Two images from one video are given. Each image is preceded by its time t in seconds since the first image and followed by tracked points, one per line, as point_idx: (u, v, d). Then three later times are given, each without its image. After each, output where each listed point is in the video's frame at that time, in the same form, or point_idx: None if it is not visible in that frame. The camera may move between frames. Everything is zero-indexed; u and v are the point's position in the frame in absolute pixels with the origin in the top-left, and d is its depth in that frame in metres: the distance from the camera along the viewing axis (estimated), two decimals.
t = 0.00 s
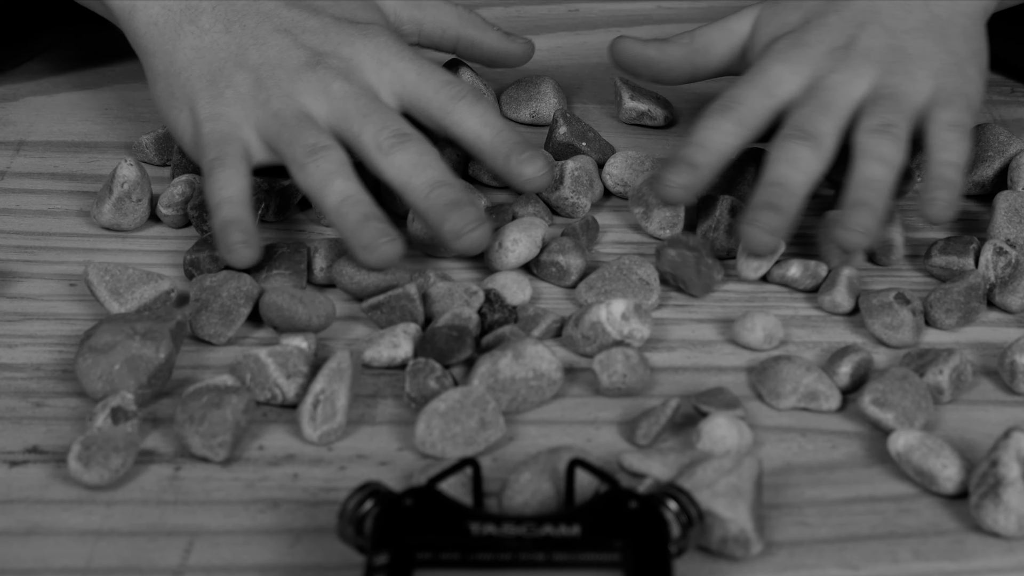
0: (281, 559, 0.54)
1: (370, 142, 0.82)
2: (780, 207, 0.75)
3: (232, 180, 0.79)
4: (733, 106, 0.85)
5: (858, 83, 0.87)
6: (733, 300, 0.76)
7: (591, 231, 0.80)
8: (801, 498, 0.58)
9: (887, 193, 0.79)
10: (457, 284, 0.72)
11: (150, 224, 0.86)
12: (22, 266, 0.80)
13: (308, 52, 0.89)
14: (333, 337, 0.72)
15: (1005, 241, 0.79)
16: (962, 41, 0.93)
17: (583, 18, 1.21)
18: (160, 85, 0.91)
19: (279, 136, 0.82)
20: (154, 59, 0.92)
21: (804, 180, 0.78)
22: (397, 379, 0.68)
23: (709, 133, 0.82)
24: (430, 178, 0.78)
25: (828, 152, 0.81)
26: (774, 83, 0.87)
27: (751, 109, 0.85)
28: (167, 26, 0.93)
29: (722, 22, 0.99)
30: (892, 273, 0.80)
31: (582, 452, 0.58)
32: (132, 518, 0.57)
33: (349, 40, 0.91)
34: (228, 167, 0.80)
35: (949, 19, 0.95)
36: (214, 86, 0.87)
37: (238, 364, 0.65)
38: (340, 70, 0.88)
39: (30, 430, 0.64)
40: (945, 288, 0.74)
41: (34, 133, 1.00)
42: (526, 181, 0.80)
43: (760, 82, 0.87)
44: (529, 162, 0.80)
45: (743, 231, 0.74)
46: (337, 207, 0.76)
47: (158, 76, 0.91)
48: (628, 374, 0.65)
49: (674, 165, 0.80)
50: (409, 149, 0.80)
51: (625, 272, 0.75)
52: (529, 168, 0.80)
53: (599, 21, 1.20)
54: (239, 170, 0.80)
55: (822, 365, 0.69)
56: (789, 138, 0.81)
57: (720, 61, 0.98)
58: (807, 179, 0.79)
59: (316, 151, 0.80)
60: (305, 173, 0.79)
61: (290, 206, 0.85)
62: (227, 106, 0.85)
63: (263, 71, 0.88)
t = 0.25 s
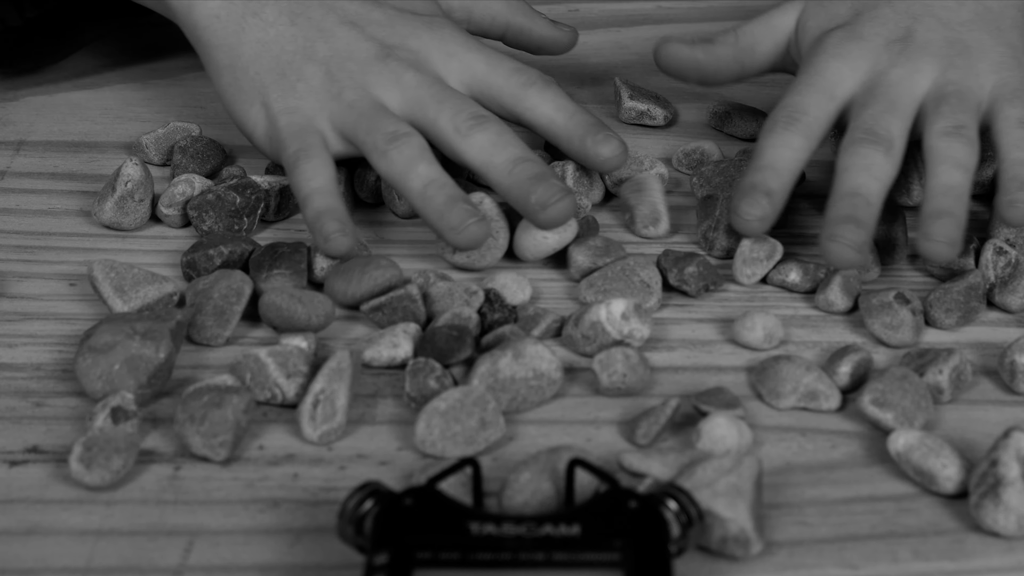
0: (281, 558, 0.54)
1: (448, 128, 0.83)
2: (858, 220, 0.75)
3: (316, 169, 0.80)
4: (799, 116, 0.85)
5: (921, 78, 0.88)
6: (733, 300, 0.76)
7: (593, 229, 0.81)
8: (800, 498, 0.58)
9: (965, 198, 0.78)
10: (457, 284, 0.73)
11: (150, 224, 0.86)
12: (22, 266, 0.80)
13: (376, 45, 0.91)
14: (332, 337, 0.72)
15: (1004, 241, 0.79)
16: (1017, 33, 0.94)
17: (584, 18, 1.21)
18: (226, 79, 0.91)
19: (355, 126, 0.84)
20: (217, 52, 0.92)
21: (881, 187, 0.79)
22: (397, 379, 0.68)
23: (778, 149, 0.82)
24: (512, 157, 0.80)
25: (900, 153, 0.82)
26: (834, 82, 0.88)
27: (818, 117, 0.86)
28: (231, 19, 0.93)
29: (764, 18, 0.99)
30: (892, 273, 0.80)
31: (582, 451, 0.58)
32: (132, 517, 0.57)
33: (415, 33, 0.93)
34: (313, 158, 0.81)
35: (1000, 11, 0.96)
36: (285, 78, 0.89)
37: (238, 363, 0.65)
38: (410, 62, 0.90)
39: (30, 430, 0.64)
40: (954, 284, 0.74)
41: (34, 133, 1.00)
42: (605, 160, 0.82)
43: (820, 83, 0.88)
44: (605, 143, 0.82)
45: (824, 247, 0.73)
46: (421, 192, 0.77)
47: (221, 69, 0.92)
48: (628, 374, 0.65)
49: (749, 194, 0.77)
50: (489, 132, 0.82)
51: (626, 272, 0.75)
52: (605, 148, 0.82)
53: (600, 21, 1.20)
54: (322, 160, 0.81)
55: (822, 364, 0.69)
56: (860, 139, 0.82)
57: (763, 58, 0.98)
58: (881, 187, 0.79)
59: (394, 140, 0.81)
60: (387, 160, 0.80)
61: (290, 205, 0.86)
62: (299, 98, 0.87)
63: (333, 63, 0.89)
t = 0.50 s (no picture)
0: (281, 558, 0.54)
1: (484, 134, 0.82)
2: (962, 252, 0.69)
3: (347, 169, 0.80)
4: (873, 150, 0.78)
5: (991, 102, 0.81)
6: (733, 300, 0.76)
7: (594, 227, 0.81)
8: (800, 498, 0.58)
9: None
10: (457, 284, 0.73)
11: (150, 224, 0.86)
12: (22, 266, 0.80)
13: (411, 52, 0.90)
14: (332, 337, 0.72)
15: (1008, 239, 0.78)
16: None
17: (583, 18, 1.21)
18: (256, 78, 0.91)
19: (390, 128, 0.83)
20: (249, 53, 0.92)
21: (973, 217, 0.73)
22: (397, 379, 0.68)
23: (858, 184, 0.76)
24: (547, 160, 0.79)
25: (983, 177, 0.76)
26: (902, 113, 0.81)
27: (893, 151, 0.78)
28: (264, 19, 0.93)
29: (810, 65, 0.90)
30: (892, 274, 0.80)
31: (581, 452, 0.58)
32: (132, 517, 0.57)
33: (449, 42, 0.91)
34: (341, 158, 0.81)
35: None
36: (318, 80, 0.88)
37: (238, 363, 0.65)
38: (444, 69, 0.89)
39: (30, 430, 0.64)
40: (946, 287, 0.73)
41: (34, 133, 1.00)
42: (638, 171, 0.80)
43: (886, 114, 0.81)
44: (638, 155, 0.81)
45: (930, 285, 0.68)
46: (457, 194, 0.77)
47: (253, 69, 0.91)
48: (628, 373, 0.65)
49: (839, 234, 0.71)
50: (523, 138, 0.81)
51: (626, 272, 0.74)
52: (639, 160, 0.81)
53: (599, 21, 1.20)
54: (352, 161, 0.81)
55: (822, 364, 0.69)
56: (943, 169, 0.76)
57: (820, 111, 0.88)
58: (973, 215, 0.73)
59: (429, 143, 0.80)
60: (422, 160, 0.80)
61: (291, 205, 0.86)
62: (332, 100, 0.86)
63: (368, 66, 0.88)
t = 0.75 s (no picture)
0: (281, 558, 0.54)
1: (539, 142, 0.79)
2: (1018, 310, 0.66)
3: (398, 165, 0.76)
4: (920, 204, 0.73)
5: None
6: (733, 300, 0.76)
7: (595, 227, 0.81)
8: (801, 498, 0.58)
9: None
10: (457, 284, 0.73)
11: (150, 224, 0.86)
12: (21, 265, 0.80)
13: (464, 51, 0.87)
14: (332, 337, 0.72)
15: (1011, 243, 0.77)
16: None
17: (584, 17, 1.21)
18: (301, 68, 0.87)
19: (444, 127, 0.80)
20: (293, 43, 0.88)
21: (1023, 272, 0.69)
22: (397, 379, 0.68)
23: (903, 240, 0.71)
24: (605, 177, 0.76)
25: None
26: (948, 161, 0.76)
27: (939, 203, 0.74)
28: (312, 11, 0.90)
29: (847, 98, 0.85)
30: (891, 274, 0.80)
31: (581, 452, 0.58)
32: (133, 517, 0.57)
33: (502, 42, 0.89)
34: (393, 154, 0.77)
35: None
36: (367, 75, 0.85)
37: (238, 363, 0.65)
38: (497, 70, 0.86)
39: (30, 430, 0.64)
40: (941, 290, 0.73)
41: (34, 133, 1.00)
42: (691, 186, 0.77)
43: (927, 160, 0.77)
44: (693, 169, 0.77)
45: (984, 341, 0.65)
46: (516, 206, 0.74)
47: (299, 60, 0.87)
48: (628, 373, 0.65)
49: (883, 288, 0.67)
50: (581, 151, 0.78)
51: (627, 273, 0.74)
52: (694, 174, 0.77)
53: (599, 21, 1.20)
54: (404, 157, 0.77)
55: (822, 364, 0.69)
56: (993, 226, 0.72)
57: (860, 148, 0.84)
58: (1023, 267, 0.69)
59: (486, 149, 0.77)
60: (476, 165, 0.76)
61: (291, 205, 0.86)
62: (383, 95, 0.83)
63: (421, 65, 0.85)
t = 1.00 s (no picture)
0: (281, 559, 0.54)
1: (586, 165, 0.79)
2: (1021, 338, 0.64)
3: (439, 195, 0.74)
4: (915, 247, 0.71)
5: None
6: (734, 300, 0.76)
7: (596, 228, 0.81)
8: (801, 499, 0.58)
9: None
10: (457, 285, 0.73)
11: (150, 225, 0.86)
12: (21, 266, 0.80)
13: (505, 63, 0.86)
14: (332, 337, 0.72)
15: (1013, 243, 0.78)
16: None
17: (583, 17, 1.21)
18: (340, 84, 0.86)
19: (488, 148, 0.79)
20: (329, 57, 0.88)
21: None
22: (396, 380, 0.68)
23: (897, 279, 0.68)
24: (653, 204, 0.75)
25: None
26: (947, 205, 0.74)
27: (936, 247, 0.71)
28: (347, 24, 0.88)
29: (845, 135, 0.83)
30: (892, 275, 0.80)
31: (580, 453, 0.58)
32: (132, 518, 0.57)
33: (543, 55, 0.89)
34: (436, 183, 0.75)
35: None
36: (407, 91, 0.84)
37: (238, 363, 0.65)
38: (539, 84, 0.85)
39: (29, 430, 0.64)
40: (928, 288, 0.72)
41: (34, 134, 1.00)
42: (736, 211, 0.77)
43: (923, 203, 0.74)
44: (738, 193, 0.77)
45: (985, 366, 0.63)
46: (563, 235, 0.73)
47: (336, 75, 0.87)
48: (628, 374, 0.65)
49: (875, 324, 0.65)
50: (628, 174, 0.77)
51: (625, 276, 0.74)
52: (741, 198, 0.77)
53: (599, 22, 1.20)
54: (447, 189, 0.75)
55: (823, 365, 0.69)
56: (993, 264, 0.69)
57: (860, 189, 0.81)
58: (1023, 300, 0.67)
59: (530, 175, 0.76)
60: (521, 191, 0.76)
61: (291, 206, 0.86)
62: (424, 111, 0.82)
63: (461, 81, 0.84)
